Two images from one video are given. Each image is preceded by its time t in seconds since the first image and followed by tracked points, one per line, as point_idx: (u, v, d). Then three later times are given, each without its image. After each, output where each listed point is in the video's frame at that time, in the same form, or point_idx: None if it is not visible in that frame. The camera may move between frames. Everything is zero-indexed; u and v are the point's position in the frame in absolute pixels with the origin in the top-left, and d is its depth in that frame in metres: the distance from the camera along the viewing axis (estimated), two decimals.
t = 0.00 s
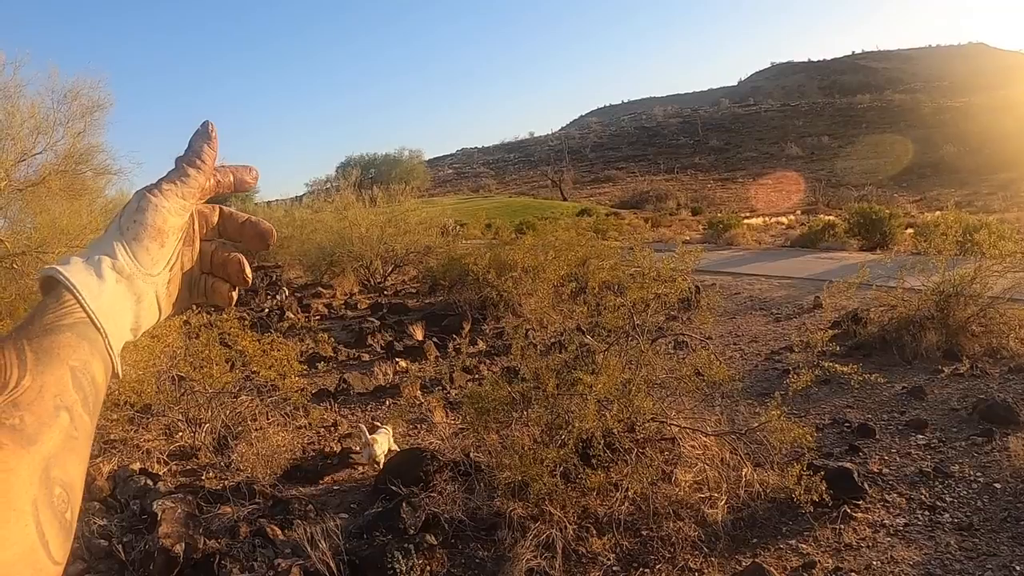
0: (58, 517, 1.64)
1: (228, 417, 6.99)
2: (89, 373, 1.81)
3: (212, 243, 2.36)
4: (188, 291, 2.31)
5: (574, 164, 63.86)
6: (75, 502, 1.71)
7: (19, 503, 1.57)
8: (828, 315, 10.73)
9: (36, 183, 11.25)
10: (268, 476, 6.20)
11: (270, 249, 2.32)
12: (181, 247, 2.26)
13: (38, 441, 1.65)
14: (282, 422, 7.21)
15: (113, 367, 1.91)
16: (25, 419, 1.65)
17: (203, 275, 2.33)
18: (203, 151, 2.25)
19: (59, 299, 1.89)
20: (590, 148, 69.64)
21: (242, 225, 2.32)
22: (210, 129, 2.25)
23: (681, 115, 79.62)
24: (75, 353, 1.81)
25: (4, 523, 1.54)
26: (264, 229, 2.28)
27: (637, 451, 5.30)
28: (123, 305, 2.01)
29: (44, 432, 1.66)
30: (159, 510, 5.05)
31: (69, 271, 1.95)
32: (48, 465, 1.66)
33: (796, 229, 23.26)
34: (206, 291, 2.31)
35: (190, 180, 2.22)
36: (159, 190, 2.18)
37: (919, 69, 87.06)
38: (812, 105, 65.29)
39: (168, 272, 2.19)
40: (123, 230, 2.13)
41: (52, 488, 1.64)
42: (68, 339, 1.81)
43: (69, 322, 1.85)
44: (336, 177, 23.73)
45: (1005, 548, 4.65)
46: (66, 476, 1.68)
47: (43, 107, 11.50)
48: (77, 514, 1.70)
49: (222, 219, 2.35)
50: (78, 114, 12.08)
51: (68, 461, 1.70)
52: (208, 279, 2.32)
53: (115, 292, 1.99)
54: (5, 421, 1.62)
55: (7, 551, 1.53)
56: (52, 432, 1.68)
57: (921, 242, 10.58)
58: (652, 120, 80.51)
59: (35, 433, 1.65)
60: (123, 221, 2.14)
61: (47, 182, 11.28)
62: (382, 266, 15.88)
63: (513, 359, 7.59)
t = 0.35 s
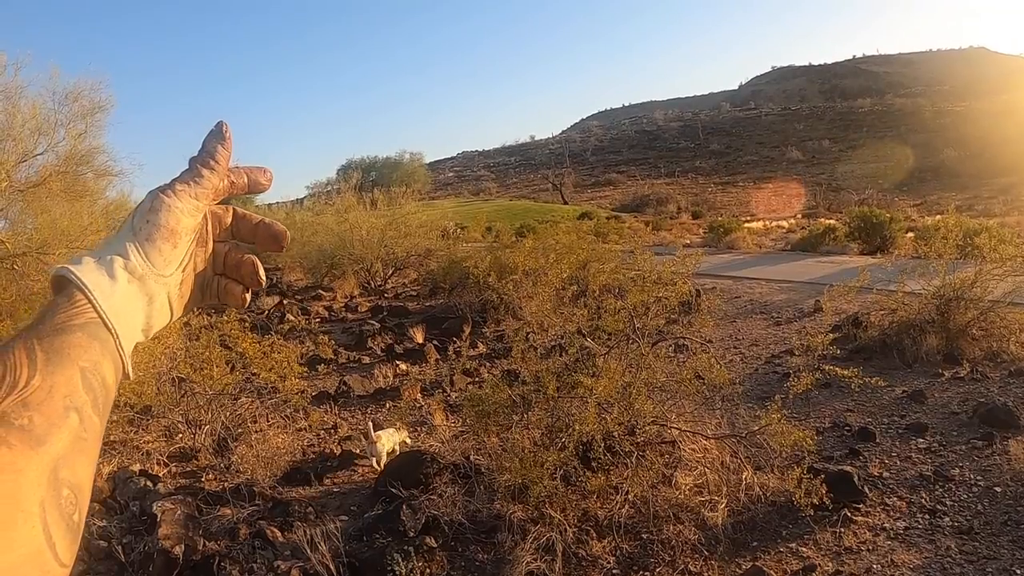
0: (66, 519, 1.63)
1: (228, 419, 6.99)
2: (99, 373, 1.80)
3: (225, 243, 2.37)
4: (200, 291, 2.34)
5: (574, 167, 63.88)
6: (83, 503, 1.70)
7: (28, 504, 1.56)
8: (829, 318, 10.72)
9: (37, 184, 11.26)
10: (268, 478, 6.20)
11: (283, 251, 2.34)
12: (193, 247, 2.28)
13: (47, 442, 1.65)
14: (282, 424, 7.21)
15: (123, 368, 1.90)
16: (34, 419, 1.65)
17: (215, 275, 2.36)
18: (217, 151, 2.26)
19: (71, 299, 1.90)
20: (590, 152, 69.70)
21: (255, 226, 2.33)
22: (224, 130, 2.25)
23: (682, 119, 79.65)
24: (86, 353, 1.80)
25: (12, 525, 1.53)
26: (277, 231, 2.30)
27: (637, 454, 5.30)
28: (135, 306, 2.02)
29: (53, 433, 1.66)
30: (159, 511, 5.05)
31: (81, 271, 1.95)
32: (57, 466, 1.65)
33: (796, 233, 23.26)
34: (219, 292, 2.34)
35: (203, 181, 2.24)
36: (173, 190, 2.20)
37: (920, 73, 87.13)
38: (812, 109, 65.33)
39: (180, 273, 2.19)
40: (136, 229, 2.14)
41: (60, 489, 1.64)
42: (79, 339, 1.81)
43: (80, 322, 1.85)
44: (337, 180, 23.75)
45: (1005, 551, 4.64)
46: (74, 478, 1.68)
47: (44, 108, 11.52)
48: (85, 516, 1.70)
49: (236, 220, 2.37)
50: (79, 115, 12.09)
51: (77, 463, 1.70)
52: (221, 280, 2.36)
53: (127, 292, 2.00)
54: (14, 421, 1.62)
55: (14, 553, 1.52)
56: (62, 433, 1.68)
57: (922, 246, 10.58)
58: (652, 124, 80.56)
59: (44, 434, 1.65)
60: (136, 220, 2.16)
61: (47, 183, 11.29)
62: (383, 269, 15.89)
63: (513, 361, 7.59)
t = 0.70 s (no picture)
0: (75, 523, 1.67)
1: (228, 421, 6.99)
2: (110, 379, 1.82)
3: (238, 250, 2.38)
4: (212, 297, 2.34)
5: (575, 171, 63.90)
6: (93, 507, 1.73)
7: (37, 509, 1.60)
8: (828, 323, 10.72)
9: (38, 185, 11.27)
10: (267, 481, 6.20)
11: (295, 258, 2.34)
12: (205, 253, 2.29)
13: (58, 447, 1.68)
14: (281, 426, 7.21)
15: (134, 373, 1.92)
16: (45, 424, 1.68)
17: (228, 281, 2.36)
18: (231, 158, 2.24)
19: (83, 304, 1.91)
20: (590, 156, 69.80)
21: (268, 233, 2.37)
22: (239, 135, 2.24)
23: (682, 123, 79.71)
24: (97, 359, 1.82)
25: (22, 529, 1.57)
26: (290, 239, 2.29)
27: (636, 457, 5.28)
28: (146, 312, 2.03)
29: (64, 438, 1.69)
30: (158, 513, 5.06)
31: (94, 277, 1.97)
32: (67, 471, 1.68)
33: (796, 237, 23.26)
34: (231, 298, 2.35)
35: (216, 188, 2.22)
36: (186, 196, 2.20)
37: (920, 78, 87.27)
38: (813, 113, 65.40)
39: (192, 279, 2.20)
40: (149, 234, 2.16)
41: (70, 494, 1.67)
42: (90, 345, 1.83)
43: (91, 327, 1.87)
44: (337, 183, 23.75)
45: (1004, 555, 4.64)
46: (84, 482, 1.71)
47: (45, 109, 11.55)
48: (94, 520, 1.73)
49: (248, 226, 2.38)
50: (80, 117, 12.12)
51: (87, 467, 1.73)
52: (233, 286, 2.36)
53: (138, 299, 2.01)
54: (26, 425, 1.66)
55: (24, 556, 1.56)
56: (72, 438, 1.71)
57: (921, 250, 10.58)
58: (653, 128, 80.62)
59: (55, 439, 1.68)
60: (149, 226, 2.17)
61: (48, 184, 11.31)
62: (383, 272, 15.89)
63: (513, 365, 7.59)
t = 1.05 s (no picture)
0: (89, 532, 1.64)
1: (227, 424, 6.99)
2: (124, 388, 1.81)
3: (249, 260, 2.33)
4: (225, 307, 2.29)
5: (574, 175, 63.98)
6: (105, 517, 1.71)
7: (51, 518, 1.59)
8: (827, 327, 10.73)
9: (38, 187, 11.27)
10: (266, 483, 6.19)
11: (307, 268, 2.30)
12: (218, 264, 2.24)
13: (71, 456, 1.66)
14: (280, 429, 7.21)
15: (148, 382, 1.90)
16: (59, 433, 1.66)
17: (240, 290, 2.32)
18: (243, 169, 2.18)
19: (97, 314, 1.89)
20: (590, 160, 69.93)
21: (281, 243, 2.30)
22: (250, 147, 2.19)
23: (682, 127, 79.80)
24: (111, 368, 1.81)
25: (35, 538, 1.55)
26: (302, 249, 2.24)
27: (635, 461, 5.29)
28: (159, 323, 1.99)
29: (78, 448, 1.68)
30: (156, 514, 5.06)
31: (107, 287, 1.94)
32: (80, 480, 1.67)
33: (796, 241, 23.28)
34: (244, 308, 2.30)
35: (229, 199, 2.16)
36: (198, 207, 2.15)
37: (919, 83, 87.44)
38: (812, 118, 65.51)
39: (206, 289, 2.15)
40: (162, 245, 2.11)
41: (83, 502, 1.65)
42: (103, 354, 1.81)
43: (105, 336, 1.85)
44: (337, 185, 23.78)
45: (1003, 560, 4.65)
46: (97, 492, 1.69)
47: (46, 110, 11.56)
48: (107, 529, 1.70)
49: (260, 236, 2.34)
50: (80, 118, 12.13)
51: (100, 476, 1.71)
52: (247, 296, 2.32)
53: (152, 309, 1.98)
54: (40, 435, 1.64)
55: (37, 565, 1.54)
56: (86, 447, 1.69)
57: (921, 255, 10.59)
58: (652, 131, 80.69)
59: (68, 448, 1.66)
60: (162, 236, 2.12)
61: (48, 186, 11.31)
62: (383, 275, 15.90)
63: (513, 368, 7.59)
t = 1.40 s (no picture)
0: (105, 550, 1.59)
1: (226, 427, 6.98)
2: (140, 406, 1.76)
3: (265, 274, 2.25)
4: (242, 323, 2.22)
5: (573, 179, 64.06)
6: (122, 535, 1.66)
7: (66, 535, 1.54)
8: (826, 332, 10.73)
9: (37, 187, 11.27)
10: (264, 486, 6.17)
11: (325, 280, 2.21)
12: (234, 279, 2.17)
13: (87, 473, 1.62)
14: (279, 432, 7.19)
15: (164, 399, 1.85)
16: (74, 451, 1.62)
17: (255, 306, 2.24)
18: (255, 185, 2.06)
19: (112, 332, 1.83)
20: (589, 164, 70.11)
21: (296, 257, 2.22)
22: (262, 162, 2.07)
23: (681, 132, 79.94)
24: (127, 385, 1.76)
25: (50, 556, 1.50)
26: (318, 262, 2.15)
27: (634, 465, 5.29)
28: (175, 340, 1.92)
29: (93, 465, 1.63)
30: (154, 517, 5.04)
31: (121, 306, 1.88)
32: (96, 498, 1.62)
33: (794, 247, 23.31)
34: (263, 322, 2.23)
35: (242, 216, 2.07)
36: (211, 223, 2.06)
37: (918, 89, 87.67)
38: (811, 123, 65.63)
39: (221, 305, 2.08)
40: (175, 262, 2.03)
41: (99, 520, 1.60)
42: (118, 371, 1.76)
43: (120, 354, 1.79)
44: (336, 189, 23.81)
45: (1001, 565, 4.64)
46: (113, 510, 1.64)
47: (46, 111, 11.55)
48: (123, 547, 1.65)
49: (276, 251, 2.26)
50: (80, 120, 12.14)
51: (115, 494, 1.66)
52: (264, 311, 2.24)
53: (167, 327, 1.91)
54: (55, 453, 1.59)
55: None
56: (101, 465, 1.65)
57: (920, 260, 10.60)
58: (651, 136, 80.81)
59: (84, 466, 1.62)
60: (174, 253, 2.04)
61: (48, 187, 11.31)
62: (381, 279, 15.90)
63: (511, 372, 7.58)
